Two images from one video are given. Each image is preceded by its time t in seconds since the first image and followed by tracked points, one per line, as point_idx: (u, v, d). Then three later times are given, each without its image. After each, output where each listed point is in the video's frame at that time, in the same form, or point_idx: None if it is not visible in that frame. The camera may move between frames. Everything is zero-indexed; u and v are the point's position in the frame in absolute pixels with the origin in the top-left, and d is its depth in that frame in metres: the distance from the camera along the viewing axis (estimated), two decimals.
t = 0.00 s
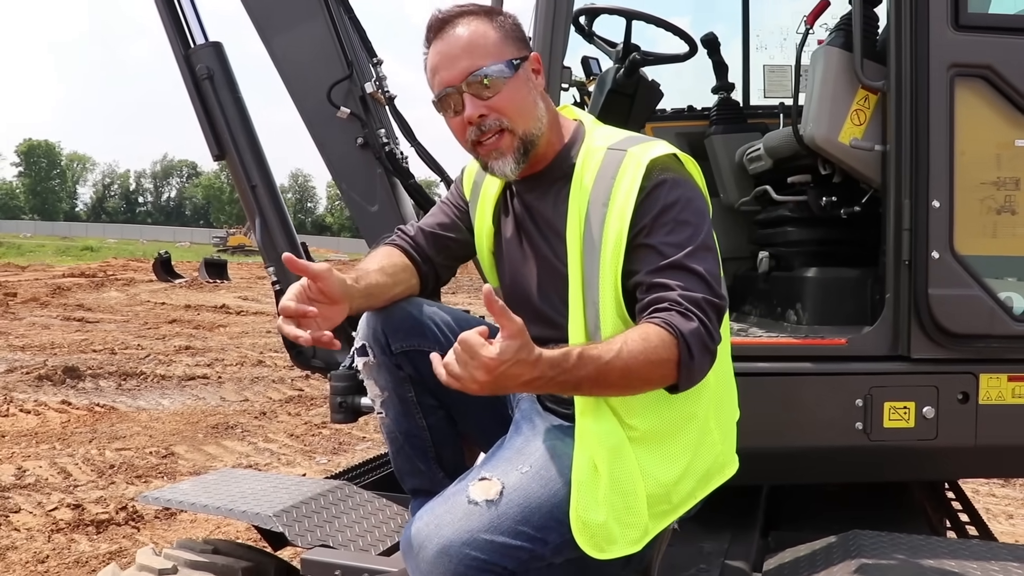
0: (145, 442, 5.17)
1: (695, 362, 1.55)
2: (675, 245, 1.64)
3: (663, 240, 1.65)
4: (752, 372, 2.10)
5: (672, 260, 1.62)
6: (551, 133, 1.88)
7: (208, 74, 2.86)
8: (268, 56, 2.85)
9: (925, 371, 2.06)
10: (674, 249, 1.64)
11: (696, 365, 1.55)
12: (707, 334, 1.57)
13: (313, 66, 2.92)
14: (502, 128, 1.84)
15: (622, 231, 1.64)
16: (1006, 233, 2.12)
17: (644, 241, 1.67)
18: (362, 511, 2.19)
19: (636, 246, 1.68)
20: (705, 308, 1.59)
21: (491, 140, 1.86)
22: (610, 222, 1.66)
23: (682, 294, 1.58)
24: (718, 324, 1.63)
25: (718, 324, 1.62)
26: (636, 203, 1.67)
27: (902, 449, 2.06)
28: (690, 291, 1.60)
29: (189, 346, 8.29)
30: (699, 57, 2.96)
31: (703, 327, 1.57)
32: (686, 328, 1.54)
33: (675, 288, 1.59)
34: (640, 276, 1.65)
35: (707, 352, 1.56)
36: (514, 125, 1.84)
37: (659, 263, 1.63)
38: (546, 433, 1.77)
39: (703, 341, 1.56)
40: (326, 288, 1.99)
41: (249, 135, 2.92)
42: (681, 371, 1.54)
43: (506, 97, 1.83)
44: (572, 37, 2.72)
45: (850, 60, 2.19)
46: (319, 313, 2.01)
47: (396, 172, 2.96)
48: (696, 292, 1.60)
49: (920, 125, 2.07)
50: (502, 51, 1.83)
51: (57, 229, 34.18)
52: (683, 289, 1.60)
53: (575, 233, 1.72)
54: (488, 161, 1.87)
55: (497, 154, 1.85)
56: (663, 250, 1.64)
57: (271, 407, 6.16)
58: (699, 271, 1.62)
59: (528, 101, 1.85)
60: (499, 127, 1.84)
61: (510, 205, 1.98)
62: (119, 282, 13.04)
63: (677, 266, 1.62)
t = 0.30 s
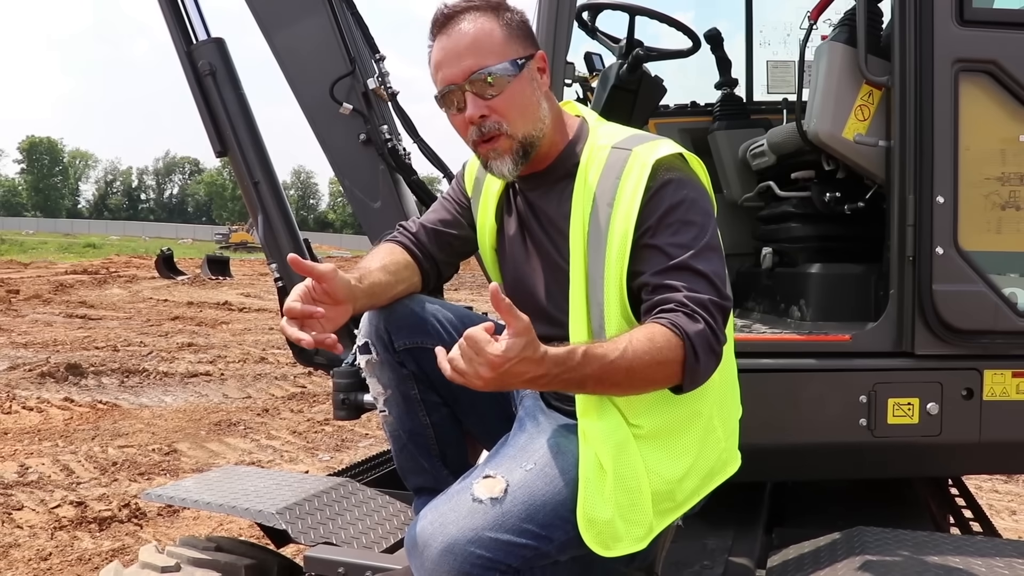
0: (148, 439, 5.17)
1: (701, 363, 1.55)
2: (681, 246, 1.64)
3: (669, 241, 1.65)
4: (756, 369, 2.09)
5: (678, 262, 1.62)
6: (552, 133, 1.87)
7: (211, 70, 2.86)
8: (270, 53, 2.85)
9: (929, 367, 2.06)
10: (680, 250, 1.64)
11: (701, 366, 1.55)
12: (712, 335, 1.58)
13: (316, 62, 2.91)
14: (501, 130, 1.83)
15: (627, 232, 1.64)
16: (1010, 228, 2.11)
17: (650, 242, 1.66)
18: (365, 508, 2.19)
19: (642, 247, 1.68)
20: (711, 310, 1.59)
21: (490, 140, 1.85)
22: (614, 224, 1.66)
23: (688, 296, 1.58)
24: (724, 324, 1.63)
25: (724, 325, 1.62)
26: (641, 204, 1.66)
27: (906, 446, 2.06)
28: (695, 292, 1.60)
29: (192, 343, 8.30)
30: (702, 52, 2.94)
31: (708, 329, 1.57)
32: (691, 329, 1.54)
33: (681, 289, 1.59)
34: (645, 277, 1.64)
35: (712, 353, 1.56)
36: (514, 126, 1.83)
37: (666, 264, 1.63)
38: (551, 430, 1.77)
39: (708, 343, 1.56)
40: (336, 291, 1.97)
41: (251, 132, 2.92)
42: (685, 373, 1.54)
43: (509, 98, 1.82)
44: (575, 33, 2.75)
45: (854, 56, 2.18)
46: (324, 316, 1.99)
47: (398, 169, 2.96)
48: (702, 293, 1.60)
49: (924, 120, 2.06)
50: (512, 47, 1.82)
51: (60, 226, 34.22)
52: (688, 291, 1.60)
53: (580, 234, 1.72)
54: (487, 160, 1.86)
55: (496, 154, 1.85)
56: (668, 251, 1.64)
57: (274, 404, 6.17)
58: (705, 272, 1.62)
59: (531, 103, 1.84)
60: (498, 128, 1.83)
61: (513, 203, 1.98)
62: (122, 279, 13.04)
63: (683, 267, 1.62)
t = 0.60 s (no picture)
0: (148, 439, 5.17)
1: (704, 360, 1.56)
2: (688, 250, 1.64)
3: (676, 245, 1.65)
4: (758, 370, 2.09)
5: (686, 264, 1.63)
6: (537, 147, 1.85)
7: (212, 71, 2.86)
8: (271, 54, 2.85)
9: (931, 369, 2.05)
10: (688, 254, 1.64)
11: (705, 363, 1.56)
12: (718, 335, 1.59)
13: (318, 63, 2.91)
14: (472, 138, 1.83)
15: (632, 239, 1.63)
16: (1012, 230, 2.11)
17: (656, 247, 1.66)
18: (365, 509, 2.19)
19: (648, 252, 1.68)
20: (720, 311, 1.60)
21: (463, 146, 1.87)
22: (619, 230, 1.65)
23: (695, 296, 1.59)
24: (732, 326, 1.64)
25: (732, 328, 1.63)
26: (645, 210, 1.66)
27: (907, 448, 2.05)
28: (703, 293, 1.61)
29: (192, 344, 8.30)
30: (703, 54, 2.93)
31: (716, 328, 1.58)
32: (696, 325, 1.56)
33: (690, 289, 1.61)
34: (653, 279, 1.65)
35: (717, 352, 1.58)
36: (486, 138, 1.83)
37: (674, 268, 1.64)
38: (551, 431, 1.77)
39: (713, 342, 1.57)
40: (336, 295, 1.97)
41: (252, 133, 2.92)
42: (687, 366, 1.56)
43: (488, 109, 1.80)
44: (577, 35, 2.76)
45: (856, 58, 2.18)
46: (320, 318, 1.97)
47: (400, 170, 2.96)
48: (710, 295, 1.61)
49: (926, 122, 2.06)
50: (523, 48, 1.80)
51: (61, 226, 34.24)
52: (696, 291, 1.61)
53: (583, 238, 1.72)
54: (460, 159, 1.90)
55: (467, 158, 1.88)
56: (675, 255, 1.64)
57: (275, 405, 6.17)
58: (713, 275, 1.63)
59: (511, 117, 1.81)
60: (470, 137, 1.83)
61: (518, 206, 1.98)
62: (123, 279, 13.05)
63: (689, 270, 1.63)
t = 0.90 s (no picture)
0: (151, 440, 5.17)
1: (698, 355, 1.57)
2: (689, 247, 1.65)
3: (677, 242, 1.65)
4: (761, 369, 2.09)
5: (686, 261, 1.63)
6: (542, 144, 1.85)
7: (213, 72, 2.85)
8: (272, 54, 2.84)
9: (934, 368, 2.05)
10: (689, 251, 1.64)
11: (699, 358, 1.57)
12: (716, 333, 1.58)
13: (319, 62, 2.91)
14: (477, 136, 1.84)
15: (637, 237, 1.64)
16: (1015, 228, 2.10)
17: (661, 243, 1.67)
18: (369, 509, 2.19)
19: (652, 248, 1.69)
20: (720, 306, 1.60)
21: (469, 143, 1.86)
22: (625, 228, 1.65)
23: (692, 291, 1.59)
24: (734, 323, 1.63)
25: (733, 324, 1.63)
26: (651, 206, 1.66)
27: (910, 446, 2.05)
28: (702, 289, 1.60)
29: (194, 344, 8.30)
30: (706, 52, 2.94)
31: (712, 325, 1.58)
32: (691, 320, 1.56)
33: (686, 287, 1.61)
34: (654, 278, 1.66)
35: (715, 348, 1.58)
36: (492, 134, 1.83)
37: (674, 264, 1.64)
38: (556, 430, 1.77)
39: (709, 336, 1.57)
40: (327, 312, 1.89)
41: (254, 133, 2.92)
42: (681, 361, 1.56)
43: (492, 107, 1.80)
44: (579, 34, 2.72)
45: (858, 56, 2.17)
46: (309, 333, 1.88)
47: (401, 170, 2.94)
48: (709, 290, 1.60)
49: (929, 121, 2.06)
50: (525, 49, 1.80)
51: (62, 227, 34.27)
52: (694, 288, 1.60)
53: (588, 235, 1.71)
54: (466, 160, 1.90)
55: (473, 157, 1.88)
56: (678, 250, 1.65)
57: (277, 405, 6.17)
58: (714, 271, 1.62)
59: (516, 114, 1.81)
60: (476, 134, 1.84)
61: (522, 206, 1.98)
62: (125, 280, 13.05)
63: (688, 266, 1.63)
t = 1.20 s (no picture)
0: (154, 443, 5.18)
1: (731, 346, 1.56)
2: (703, 241, 1.65)
3: (692, 237, 1.66)
4: (761, 372, 2.08)
5: (702, 253, 1.63)
6: (563, 132, 1.87)
7: (214, 76, 2.86)
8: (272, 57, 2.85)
9: (936, 369, 2.05)
10: (704, 244, 1.65)
11: (732, 349, 1.56)
12: (744, 321, 1.59)
13: (321, 66, 2.92)
14: (512, 119, 1.84)
15: (642, 234, 1.64)
16: (1016, 229, 2.10)
17: (672, 240, 1.67)
18: (370, 513, 2.20)
19: (657, 246, 1.69)
20: (741, 296, 1.61)
21: (499, 129, 1.85)
22: (629, 224, 1.66)
23: (717, 283, 1.59)
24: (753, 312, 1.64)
25: (753, 313, 1.64)
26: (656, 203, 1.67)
27: (912, 448, 2.04)
28: (724, 280, 1.61)
29: (197, 347, 8.31)
30: (707, 53, 2.95)
31: (739, 313, 1.58)
32: (722, 311, 1.55)
33: (710, 278, 1.61)
34: (672, 271, 1.65)
35: (744, 338, 1.58)
36: (525, 118, 1.83)
37: (690, 258, 1.64)
38: (554, 433, 1.77)
39: (739, 326, 1.57)
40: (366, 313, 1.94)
41: (255, 137, 2.92)
42: (715, 354, 1.54)
43: (524, 89, 1.83)
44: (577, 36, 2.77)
45: (858, 58, 2.17)
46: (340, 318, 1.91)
47: (402, 172, 2.96)
48: (730, 281, 1.61)
49: (929, 122, 2.06)
50: (526, 49, 1.82)
51: (66, 231, 34.33)
52: (718, 280, 1.61)
53: (593, 236, 1.71)
54: (494, 150, 1.87)
55: (504, 144, 1.85)
56: (689, 247, 1.65)
57: (280, 408, 6.17)
58: (731, 262, 1.63)
59: (544, 98, 1.84)
60: (510, 116, 1.84)
61: (521, 209, 1.98)
62: (127, 283, 13.07)
63: (706, 259, 1.63)
